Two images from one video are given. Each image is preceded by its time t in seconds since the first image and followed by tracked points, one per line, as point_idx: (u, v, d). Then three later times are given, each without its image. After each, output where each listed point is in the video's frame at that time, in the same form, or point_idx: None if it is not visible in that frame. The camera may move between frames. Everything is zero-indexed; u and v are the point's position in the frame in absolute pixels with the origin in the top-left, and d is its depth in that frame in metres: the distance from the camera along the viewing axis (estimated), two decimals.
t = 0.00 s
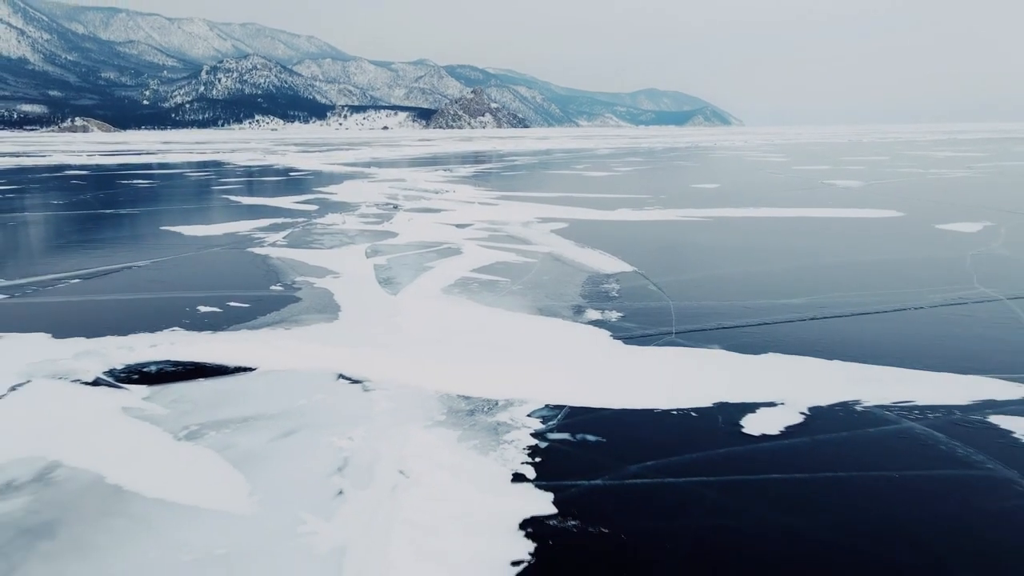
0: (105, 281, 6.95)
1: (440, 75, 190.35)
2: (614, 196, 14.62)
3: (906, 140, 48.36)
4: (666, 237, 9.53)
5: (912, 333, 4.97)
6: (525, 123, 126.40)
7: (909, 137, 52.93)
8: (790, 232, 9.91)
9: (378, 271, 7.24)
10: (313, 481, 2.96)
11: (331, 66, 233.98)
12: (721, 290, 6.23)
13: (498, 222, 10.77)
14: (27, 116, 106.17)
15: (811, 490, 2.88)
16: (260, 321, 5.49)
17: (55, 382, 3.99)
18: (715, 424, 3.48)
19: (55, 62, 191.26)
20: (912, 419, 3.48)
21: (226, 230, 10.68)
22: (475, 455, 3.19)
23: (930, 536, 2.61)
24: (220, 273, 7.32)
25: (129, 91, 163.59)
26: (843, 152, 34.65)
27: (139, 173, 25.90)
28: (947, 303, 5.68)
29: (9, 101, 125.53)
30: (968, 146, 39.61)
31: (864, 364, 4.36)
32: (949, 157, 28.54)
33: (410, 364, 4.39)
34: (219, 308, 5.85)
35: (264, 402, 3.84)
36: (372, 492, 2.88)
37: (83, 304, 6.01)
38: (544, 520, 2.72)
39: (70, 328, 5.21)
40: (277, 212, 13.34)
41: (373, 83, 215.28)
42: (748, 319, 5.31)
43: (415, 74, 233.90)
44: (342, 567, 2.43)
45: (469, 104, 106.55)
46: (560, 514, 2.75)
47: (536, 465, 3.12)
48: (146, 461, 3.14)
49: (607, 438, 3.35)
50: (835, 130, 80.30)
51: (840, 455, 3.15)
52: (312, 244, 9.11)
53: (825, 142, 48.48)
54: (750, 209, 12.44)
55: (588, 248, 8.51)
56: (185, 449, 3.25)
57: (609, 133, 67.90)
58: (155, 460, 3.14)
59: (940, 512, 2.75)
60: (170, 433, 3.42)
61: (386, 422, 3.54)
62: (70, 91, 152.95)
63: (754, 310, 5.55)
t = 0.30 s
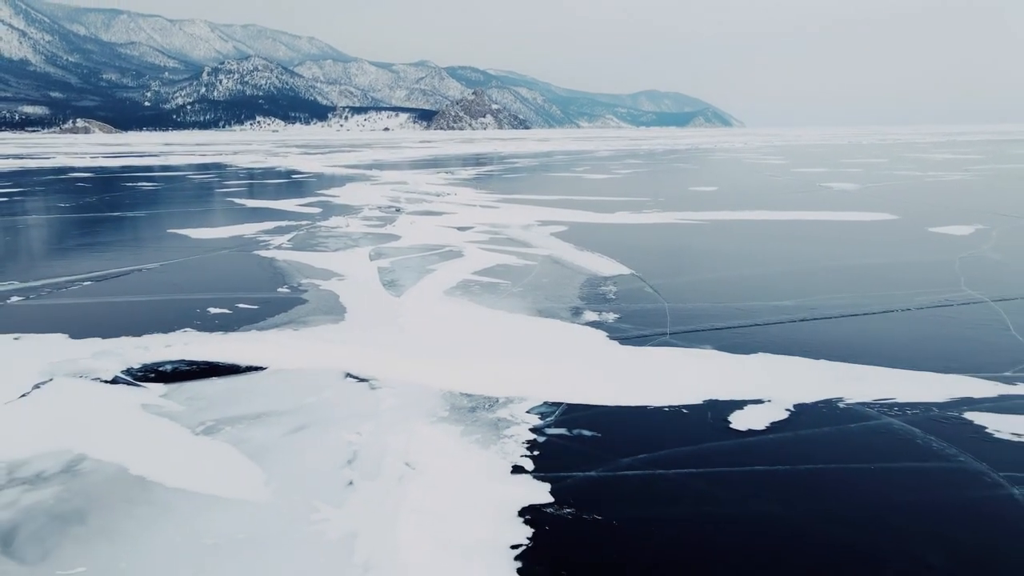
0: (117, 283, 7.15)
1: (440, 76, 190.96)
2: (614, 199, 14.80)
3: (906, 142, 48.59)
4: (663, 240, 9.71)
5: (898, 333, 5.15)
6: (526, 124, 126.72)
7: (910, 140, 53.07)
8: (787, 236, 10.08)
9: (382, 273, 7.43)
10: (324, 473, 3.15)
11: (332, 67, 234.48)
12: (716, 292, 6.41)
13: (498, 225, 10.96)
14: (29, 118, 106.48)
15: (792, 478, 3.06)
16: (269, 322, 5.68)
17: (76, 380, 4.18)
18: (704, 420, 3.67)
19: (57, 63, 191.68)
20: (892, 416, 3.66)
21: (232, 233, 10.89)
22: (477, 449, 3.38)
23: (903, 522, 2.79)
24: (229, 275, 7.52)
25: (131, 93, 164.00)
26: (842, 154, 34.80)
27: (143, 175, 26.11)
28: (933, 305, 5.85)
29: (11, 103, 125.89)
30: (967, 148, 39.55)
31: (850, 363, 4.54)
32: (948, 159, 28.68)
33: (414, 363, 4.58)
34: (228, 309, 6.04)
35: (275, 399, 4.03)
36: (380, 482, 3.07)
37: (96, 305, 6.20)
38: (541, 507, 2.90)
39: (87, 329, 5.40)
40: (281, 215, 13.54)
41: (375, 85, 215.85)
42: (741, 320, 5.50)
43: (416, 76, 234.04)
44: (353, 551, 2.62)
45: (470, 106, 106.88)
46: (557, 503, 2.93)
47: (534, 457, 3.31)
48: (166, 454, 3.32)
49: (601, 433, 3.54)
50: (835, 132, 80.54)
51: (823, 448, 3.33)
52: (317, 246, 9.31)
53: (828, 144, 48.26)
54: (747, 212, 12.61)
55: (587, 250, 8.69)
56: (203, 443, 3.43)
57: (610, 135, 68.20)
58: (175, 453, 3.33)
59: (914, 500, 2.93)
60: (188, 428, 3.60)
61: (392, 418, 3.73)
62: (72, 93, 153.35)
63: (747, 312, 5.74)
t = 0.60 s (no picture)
0: (131, 286, 7.38)
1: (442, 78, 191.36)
2: (613, 203, 15.03)
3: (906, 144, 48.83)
4: (661, 243, 9.94)
5: (883, 335, 5.37)
6: (527, 126, 127.05)
7: (910, 141, 53.30)
8: (783, 239, 10.29)
9: (387, 277, 7.66)
10: (337, 465, 3.38)
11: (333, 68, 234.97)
12: (710, 295, 6.64)
13: (500, 229, 11.19)
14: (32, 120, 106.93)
15: (774, 468, 3.28)
16: (280, 324, 5.91)
17: (100, 379, 4.42)
18: (693, 416, 3.89)
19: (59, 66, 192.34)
20: (871, 412, 3.88)
21: (239, 236, 11.13)
22: (480, 443, 3.61)
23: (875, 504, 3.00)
24: (238, 278, 7.75)
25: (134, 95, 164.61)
26: (841, 157, 35.05)
27: (147, 178, 26.36)
28: (919, 308, 6.06)
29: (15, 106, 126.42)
30: (965, 150, 39.78)
31: (834, 363, 4.76)
32: (946, 162, 28.88)
33: (419, 363, 4.81)
34: (240, 311, 6.27)
35: (289, 397, 4.26)
36: (389, 473, 3.30)
37: (112, 307, 6.44)
38: (540, 495, 3.13)
39: (105, 330, 5.63)
40: (286, 218, 13.78)
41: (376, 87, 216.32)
42: (733, 322, 5.72)
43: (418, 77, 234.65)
44: (366, 534, 2.85)
45: (472, 108, 107.20)
46: (554, 492, 3.16)
47: (534, 450, 3.53)
48: (189, 447, 3.55)
49: (596, 429, 3.77)
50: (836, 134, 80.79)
51: (804, 439, 3.56)
52: (322, 250, 9.55)
53: (827, 146, 48.68)
54: (744, 216, 12.83)
55: (586, 254, 8.92)
56: (223, 437, 3.66)
57: (611, 137, 68.40)
58: (197, 446, 3.56)
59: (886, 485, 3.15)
60: (208, 424, 3.83)
61: (399, 414, 3.96)
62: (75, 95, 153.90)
63: (739, 314, 5.97)
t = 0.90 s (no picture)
0: (143, 288, 7.60)
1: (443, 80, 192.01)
2: (612, 206, 15.25)
3: (905, 146, 49.05)
4: (659, 246, 10.14)
5: (871, 336, 5.57)
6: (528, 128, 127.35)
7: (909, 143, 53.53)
8: (777, 242, 10.49)
9: (390, 280, 7.87)
10: (347, 459, 3.59)
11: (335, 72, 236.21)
12: (703, 297, 6.84)
13: (500, 232, 11.40)
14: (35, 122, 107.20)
15: (757, 461, 3.48)
16: (288, 325, 6.13)
17: (120, 378, 4.63)
18: (684, 412, 4.10)
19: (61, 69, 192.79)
20: (852, 409, 4.09)
21: (245, 240, 11.34)
22: (481, 437, 3.82)
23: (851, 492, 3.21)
24: (247, 281, 7.97)
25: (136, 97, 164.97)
26: (839, 159, 35.27)
27: (151, 181, 26.57)
28: (906, 310, 6.26)
29: (17, 108, 126.73)
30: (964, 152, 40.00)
31: (821, 363, 4.96)
32: (943, 165, 29.04)
33: (423, 364, 5.02)
34: (249, 313, 6.48)
35: (300, 395, 4.47)
36: (397, 466, 3.50)
37: (126, 309, 6.65)
38: (538, 485, 3.35)
39: (120, 332, 5.84)
40: (290, 222, 14.00)
41: (377, 89, 217.03)
42: (725, 324, 5.93)
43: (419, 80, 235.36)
44: (375, 521, 3.06)
45: (473, 110, 107.60)
46: (550, 482, 3.37)
47: (532, 444, 3.74)
48: (206, 441, 3.76)
49: (591, 424, 3.98)
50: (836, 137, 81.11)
51: (788, 434, 3.76)
52: (327, 253, 9.76)
53: (827, 148, 48.75)
54: (741, 219, 13.04)
55: (584, 257, 9.13)
56: (238, 433, 3.87)
57: (612, 139, 68.64)
58: (215, 440, 3.76)
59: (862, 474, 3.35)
60: (224, 420, 4.05)
61: (405, 411, 4.17)
62: (77, 97, 154.30)
63: (731, 316, 6.17)
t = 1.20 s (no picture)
0: (154, 291, 7.84)
1: (444, 82, 192.44)
2: (612, 210, 15.48)
3: (904, 149, 49.27)
4: (656, 250, 10.36)
5: (858, 337, 5.79)
6: (529, 129, 127.65)
7: (909, 146, 53.79)
8: (772, 246, 10.71)
9: (394, 283, 8.10)
10: (356, 452, 3.81)
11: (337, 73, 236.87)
12: (698, 300, 7.07)
13: (501, 236, 11.63)
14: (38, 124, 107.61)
15: (742, 455, 3.70)
16: (296, 327, 6.36)
17: (138, 377, 4.86)
18: (676, 410, 4.32)
19: (64, 71, 193.40)
20: (835, 407, 4.31)
21: (251, 243, 11.58)
22: (483, 433, 4.04)
23: (829, 481, 3.42)
24: (255, 284, 8.20)
25: (138, 99, 165.44)
26: (838, 162, 35.46)
27: (156, 184, 26.83)
28: (893, 313, 6.48)
29: (20, 110, 127.22)
30: (963, 155, 40.19)
31: (808, 363, 5.19)
32: (941, 168, 29.25)
33: (427, 364, 5.25)
34: (259, 315, 6.72)
35: (310, 393, 4.70)
36: (403, 460, 3.73)
37: (139, 312, 6.89)
38: (536, 477, 3.57)
39: (135, 334, 6.08)
40: (295, 225, 14.24)
41: (379, 91, 217.54)
42: (718, 326, 6.16)
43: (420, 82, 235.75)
44: (384, 510, 3.28)
45: (474, 112, 107.98)
46: (548, 474, 3.59)
47: (531, 439, 3.97)
48: (224, 436, 3.98)
49: (587, 421, 4.20)
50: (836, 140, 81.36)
51: (774, 431, 3.98)
52: (332, 257, 10.00)
53: (827, 150, 48.97)
54: (738, 223, 13.27)
55: (583, 260, 9.36)
56: (254, 428, 4.10)
57: (613, 142, 68.87)
58: (232, 436, 3.99)
59: (840, 466, 3.56)
60: (240, 417, 4.27)
61: (411, 408, 4.39)
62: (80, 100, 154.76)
63: (724, 318, 6.40)
